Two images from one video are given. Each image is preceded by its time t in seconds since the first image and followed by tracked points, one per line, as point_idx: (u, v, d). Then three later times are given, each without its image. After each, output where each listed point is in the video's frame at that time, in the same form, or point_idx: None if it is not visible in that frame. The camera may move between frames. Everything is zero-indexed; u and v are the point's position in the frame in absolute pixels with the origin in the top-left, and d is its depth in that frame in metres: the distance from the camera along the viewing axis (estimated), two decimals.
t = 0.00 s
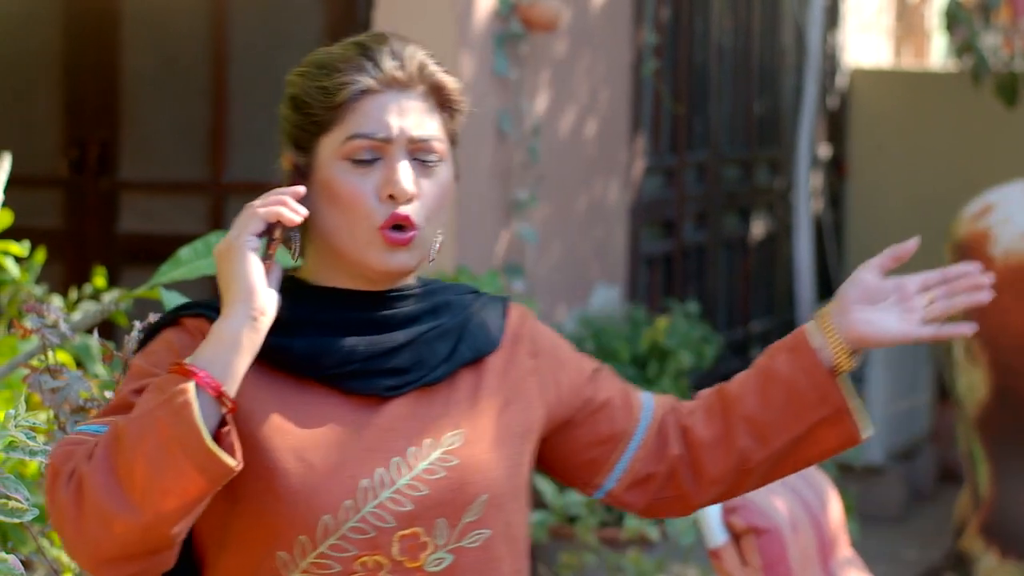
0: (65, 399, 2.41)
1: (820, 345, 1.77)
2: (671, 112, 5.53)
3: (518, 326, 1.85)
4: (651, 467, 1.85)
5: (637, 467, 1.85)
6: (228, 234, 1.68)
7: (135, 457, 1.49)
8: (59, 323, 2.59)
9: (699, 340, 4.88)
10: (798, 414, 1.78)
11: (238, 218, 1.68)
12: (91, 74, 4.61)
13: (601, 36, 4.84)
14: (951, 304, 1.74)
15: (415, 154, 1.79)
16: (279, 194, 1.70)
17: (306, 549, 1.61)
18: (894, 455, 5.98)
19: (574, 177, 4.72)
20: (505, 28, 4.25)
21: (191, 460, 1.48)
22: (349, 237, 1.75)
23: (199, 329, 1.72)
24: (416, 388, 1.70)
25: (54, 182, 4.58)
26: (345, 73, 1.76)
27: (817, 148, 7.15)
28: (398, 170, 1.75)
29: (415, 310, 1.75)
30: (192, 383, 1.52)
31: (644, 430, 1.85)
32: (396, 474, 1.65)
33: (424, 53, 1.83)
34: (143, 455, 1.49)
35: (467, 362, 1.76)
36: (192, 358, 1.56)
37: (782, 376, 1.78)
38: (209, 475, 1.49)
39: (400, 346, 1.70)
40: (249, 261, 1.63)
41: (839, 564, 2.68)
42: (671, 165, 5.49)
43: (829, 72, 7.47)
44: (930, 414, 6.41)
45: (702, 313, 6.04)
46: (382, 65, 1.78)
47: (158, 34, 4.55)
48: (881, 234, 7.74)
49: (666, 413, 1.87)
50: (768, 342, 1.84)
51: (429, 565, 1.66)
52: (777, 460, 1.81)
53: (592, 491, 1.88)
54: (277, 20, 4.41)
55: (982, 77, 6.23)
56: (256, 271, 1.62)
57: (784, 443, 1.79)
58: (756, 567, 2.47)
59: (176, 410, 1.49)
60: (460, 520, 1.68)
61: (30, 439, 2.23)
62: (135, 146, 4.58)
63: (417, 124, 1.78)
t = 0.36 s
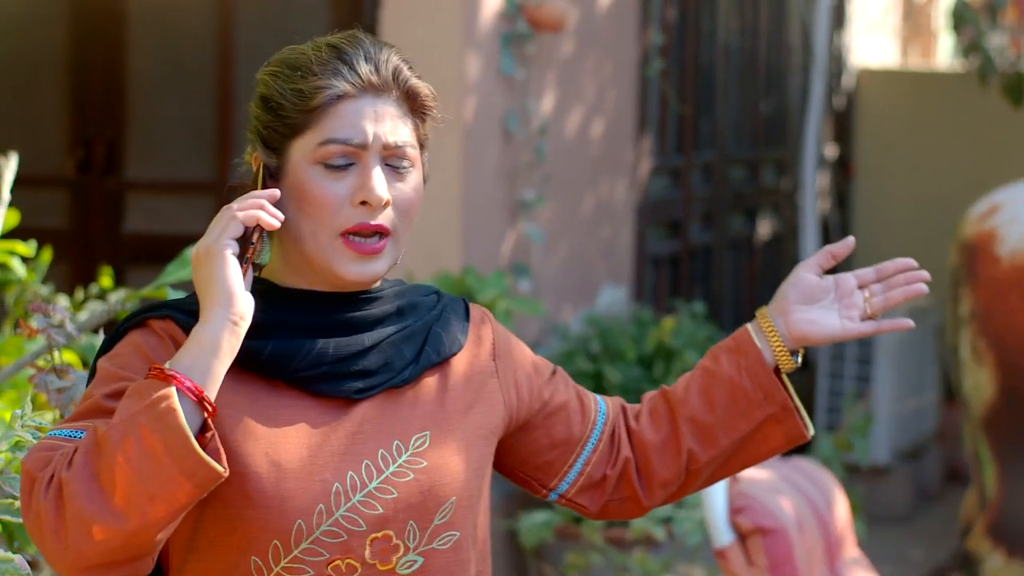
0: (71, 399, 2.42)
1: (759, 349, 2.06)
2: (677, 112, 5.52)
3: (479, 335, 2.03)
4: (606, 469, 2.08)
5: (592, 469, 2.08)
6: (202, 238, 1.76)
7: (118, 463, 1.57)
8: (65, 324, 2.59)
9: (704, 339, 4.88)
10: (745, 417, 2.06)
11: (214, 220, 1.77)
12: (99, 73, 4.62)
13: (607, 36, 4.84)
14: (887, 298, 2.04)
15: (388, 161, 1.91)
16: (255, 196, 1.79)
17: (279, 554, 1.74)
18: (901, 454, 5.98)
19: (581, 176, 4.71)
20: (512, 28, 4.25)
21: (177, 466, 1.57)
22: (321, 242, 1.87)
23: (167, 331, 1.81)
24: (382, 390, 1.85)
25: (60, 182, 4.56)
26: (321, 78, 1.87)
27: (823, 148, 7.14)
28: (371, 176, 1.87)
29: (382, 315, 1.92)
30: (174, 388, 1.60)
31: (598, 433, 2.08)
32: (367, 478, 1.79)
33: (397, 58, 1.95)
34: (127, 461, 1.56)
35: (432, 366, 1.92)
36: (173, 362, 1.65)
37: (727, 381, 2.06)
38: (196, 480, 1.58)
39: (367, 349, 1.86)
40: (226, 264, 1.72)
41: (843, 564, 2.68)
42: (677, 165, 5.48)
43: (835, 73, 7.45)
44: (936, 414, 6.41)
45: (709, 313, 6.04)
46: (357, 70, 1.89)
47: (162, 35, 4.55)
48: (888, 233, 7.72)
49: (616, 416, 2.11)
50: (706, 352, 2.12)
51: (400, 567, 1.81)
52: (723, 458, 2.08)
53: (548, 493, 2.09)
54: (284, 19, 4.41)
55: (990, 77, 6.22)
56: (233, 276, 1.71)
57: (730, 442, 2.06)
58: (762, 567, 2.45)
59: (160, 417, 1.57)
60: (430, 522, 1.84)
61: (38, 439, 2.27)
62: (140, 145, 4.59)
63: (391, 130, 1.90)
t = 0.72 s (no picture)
0: (76, 400, 2.42)
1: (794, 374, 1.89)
2: (683, 112, 5.53)
3: (513, 333, 1.89)
4: (633, 477, 1.93)
5: (618, 477, 1.93)
6: (234, 231, 1.67)
7: (152, 458, 1.47)
8: (70, 324, 2.58)
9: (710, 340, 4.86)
10: (776, 441, 1.90)
11: (245, 215, 1.67)
12: (104, 72, 4.60)
13: (613, 35, 4.84)
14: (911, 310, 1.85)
15: (419, 164, 1.81)
16: (289, 196, 1.70)
17: (312, 550, 1.62)
18: (905, 455, 5.97)
19: (586, 176, 4.71)
20: (517, 27, 4.24)
21: (210, 457, 1.47)
22: (348, 240, 1.76)
23: (200, 330, 1.71)
24: (414, 389, 1.72)
25: (66, 182, 4.58)
26: (358, 74, 1.78)
27: (828, 148, 7.15)
28: (400, 177, 1.77)
29: (412, 312, 1.79)
30: (204, 382, 1.51)
31: (630, 440, 1.94)
32: (400, 475, 1.66)
33: (439, 62, 1.86)
34: (159, 454, 1.47)
35: (464, 365, 1.79)
36: (203, 357, 1.55)
37: (759, 403, 1.90)
38: (230, 471, 1.48)
39: (398, 347, 1.73)
40: (259, 263, 1.63)
41: (848, 564, 2.69)
42: (682, 165, 5.49)
43: (840, 72, 7.46)
44: (941, 414, 6.40)
45: (714, 313, 6.04)
46: (398, 70, 1.80)
47: (169, 35, 4.55)
48: (892, 234, 7.73)
49: (650, 423, 1.96)
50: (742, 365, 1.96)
51: (434, 565, 1.69)
52: (753, 482, 1.93)
53: (573, 495, 1.96)
54: (289, 17, 4.41)
55: (994, 78, 6.24)
56: (263, 272, 1.62)
57: (762, 467, 1.91)
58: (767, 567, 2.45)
59: (191, 409, 1.48)
60: (464, 520, 1.71)
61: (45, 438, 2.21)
62: (146, 145, 4.59)
63: (426, 133, 1.81)
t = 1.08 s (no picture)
0: (77, 399, 2.41)
1: (815, 434, 1.84)
2: (683, 112, 5.52)
3: (582, 334, 1.93)
4: (673, 509, 1.93)
5: (659, 507, 1.93)
6: (300, 224, 1.71)
7: (214, 447, 1.55)
8: (71, 323, 2.57)
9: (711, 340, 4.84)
10: (799, 504, 1.85)
11: (314, 208, 1.72)
12: (106, 72, 4.60)
13: (614, 35, 4.84)
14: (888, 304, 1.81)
15: (493, 165, 1.83)
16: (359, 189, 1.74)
17: (372, 535, 1.69)
18: (905, 455, 5.97)
19: (588, 176, 4.71)
20: (519, 28, 4.25)
21: (269, 445, 1.54)
22: (421, 236, 1.81)
23: (269, 318, 1.77)
24: (480, 382, 1.78)
25: (67, 182, 4.59)
26: (437, 76, 1.81)
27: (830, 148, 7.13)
28: (474, 178, 1.81)
29: (484, 308, 1.84)
30: (264, 372, 1.58)
31: (675, 473, 1.93)
32: (461, 466, 1.72)
33: (518, 64, 1.87)
34: (222, 443, 1.54)
35: (532, 362, 1.83)
36: (266, 348, 1.62)
37: (784, 463, 1.85)
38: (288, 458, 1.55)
39: (464, 341, 1.79)
40: (319, 254, 1.67)
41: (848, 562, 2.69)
42: (682, 165, 5.49)
43: (841, 72, 7.44)
44: (941, 414, 6.40)
45: (714, 313, 6.03)
46: (475, 71, 1.82)
47: (169, 35, 4.55)
48: (894, 234, 7.72)
49: (698, 457, 1.95)
50: (772, 418, 1.90)
51: (493, 556, 1.74)
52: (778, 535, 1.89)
53: (619, 513, 1.97)
54: (290, 17, 4.41)
55: (995, 78, 6.24)
56: (327, 266, 1.67)
57: (783, 524, 1.87)
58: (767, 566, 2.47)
59: (252, 399, 1.55)
60: (523, 512, 1.76)
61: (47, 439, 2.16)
62: (146, 145, 4.59)
63: (501, 135, 1.83)
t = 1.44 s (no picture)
0: (77, 399, 2.41)
1: (838, 441, 1.85)
2: (683, 112, 5.53)
3: (618, 333, 1.93)
4: (696, 511, 1.94)
5: (682, 509, 1.94)
6: (341, 228, 1.73)
7: (258, 450, 1.56)
8: (71, 324, 2.57)
9: (710, 340, 4.83)
10: (818, 509, 1.86)
11: (353, 212, 1.73)
12: (106, 73, 4.60)
13: (614, 34, 4.84)
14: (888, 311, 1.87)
15: (530, 168, 1.83)
16: (396, 193, 1.75)
17: (412, 532, 1.70)
18: (906, 455, 5.98)
19: (589, 176, 4.71)
20: (519, 28, 4.24)
21: (312, 449, 1.56)
22: (458, 240, 1.81)
23: (311, 317, 1.77)
24: (517, 381, 1.79)
25: (67, 182, 4.59)
26: (475, 79, 1.80)
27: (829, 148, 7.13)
28: (512, 181, 1.80)
29: (521, 307, 1.86)
30: (305, 376, 1.60)
31: (699, 476, 1.93)
32: (499, 464, 1.74)
33: (555, 67, 1.86)
34: (263, 447, 1.56)
35: (568, 360, 1.84)
36: (305, 350, 1.64)
37: (806, 468, 1.86)
38: (330, 461, 1.56)
39: (502, 341, 1.80)
40: (358, 257, 1.68)
41: (848, 564, 2.70)
42: (683, 165, 5.49)
43: (841, 72, 7.44)
44: (941, 414, 6.41)
45: (714, 313, 6.03)
46: (512, 74, 1.82)
47: (169, 35, 4.55)
48: (893, 234, 7.72)
49: (724, 461, 1.95)
50: (796, 424, 1.91)
51: (529, 553, 1.75)
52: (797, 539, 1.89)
53: (641, 511, 1.98)
54: (291, 17, 4.41)
55: (995, 78, 6.24)
56: (366, 269, 1.68)
57: (802, 528, 1.88)
58: (769, 567, 2.48)
59: (294, 403, 1.57)
60: (560, 510, 1.77)
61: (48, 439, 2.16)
62: (146, 145, 4.59)
63: (538, 137, 1.82)
